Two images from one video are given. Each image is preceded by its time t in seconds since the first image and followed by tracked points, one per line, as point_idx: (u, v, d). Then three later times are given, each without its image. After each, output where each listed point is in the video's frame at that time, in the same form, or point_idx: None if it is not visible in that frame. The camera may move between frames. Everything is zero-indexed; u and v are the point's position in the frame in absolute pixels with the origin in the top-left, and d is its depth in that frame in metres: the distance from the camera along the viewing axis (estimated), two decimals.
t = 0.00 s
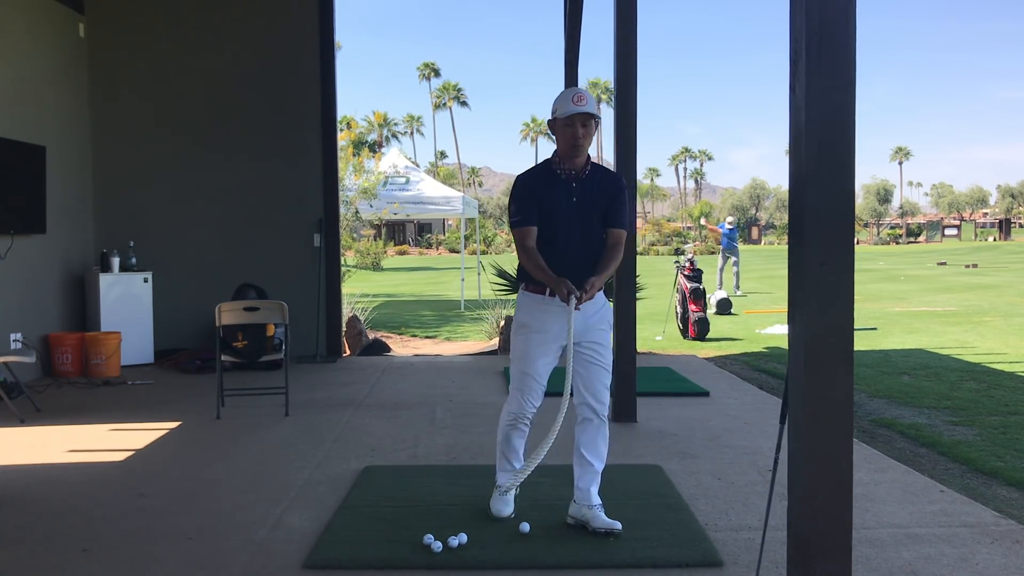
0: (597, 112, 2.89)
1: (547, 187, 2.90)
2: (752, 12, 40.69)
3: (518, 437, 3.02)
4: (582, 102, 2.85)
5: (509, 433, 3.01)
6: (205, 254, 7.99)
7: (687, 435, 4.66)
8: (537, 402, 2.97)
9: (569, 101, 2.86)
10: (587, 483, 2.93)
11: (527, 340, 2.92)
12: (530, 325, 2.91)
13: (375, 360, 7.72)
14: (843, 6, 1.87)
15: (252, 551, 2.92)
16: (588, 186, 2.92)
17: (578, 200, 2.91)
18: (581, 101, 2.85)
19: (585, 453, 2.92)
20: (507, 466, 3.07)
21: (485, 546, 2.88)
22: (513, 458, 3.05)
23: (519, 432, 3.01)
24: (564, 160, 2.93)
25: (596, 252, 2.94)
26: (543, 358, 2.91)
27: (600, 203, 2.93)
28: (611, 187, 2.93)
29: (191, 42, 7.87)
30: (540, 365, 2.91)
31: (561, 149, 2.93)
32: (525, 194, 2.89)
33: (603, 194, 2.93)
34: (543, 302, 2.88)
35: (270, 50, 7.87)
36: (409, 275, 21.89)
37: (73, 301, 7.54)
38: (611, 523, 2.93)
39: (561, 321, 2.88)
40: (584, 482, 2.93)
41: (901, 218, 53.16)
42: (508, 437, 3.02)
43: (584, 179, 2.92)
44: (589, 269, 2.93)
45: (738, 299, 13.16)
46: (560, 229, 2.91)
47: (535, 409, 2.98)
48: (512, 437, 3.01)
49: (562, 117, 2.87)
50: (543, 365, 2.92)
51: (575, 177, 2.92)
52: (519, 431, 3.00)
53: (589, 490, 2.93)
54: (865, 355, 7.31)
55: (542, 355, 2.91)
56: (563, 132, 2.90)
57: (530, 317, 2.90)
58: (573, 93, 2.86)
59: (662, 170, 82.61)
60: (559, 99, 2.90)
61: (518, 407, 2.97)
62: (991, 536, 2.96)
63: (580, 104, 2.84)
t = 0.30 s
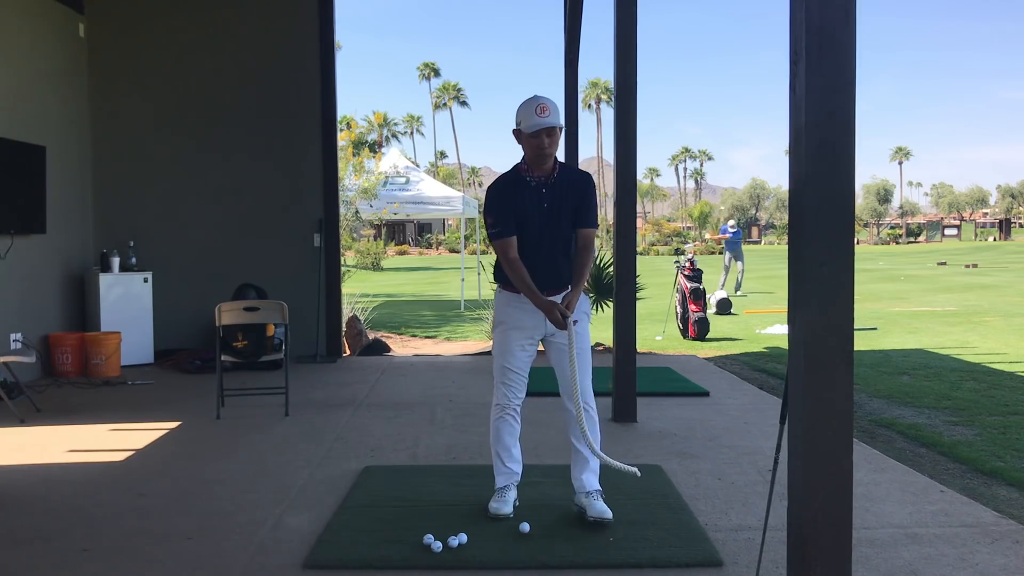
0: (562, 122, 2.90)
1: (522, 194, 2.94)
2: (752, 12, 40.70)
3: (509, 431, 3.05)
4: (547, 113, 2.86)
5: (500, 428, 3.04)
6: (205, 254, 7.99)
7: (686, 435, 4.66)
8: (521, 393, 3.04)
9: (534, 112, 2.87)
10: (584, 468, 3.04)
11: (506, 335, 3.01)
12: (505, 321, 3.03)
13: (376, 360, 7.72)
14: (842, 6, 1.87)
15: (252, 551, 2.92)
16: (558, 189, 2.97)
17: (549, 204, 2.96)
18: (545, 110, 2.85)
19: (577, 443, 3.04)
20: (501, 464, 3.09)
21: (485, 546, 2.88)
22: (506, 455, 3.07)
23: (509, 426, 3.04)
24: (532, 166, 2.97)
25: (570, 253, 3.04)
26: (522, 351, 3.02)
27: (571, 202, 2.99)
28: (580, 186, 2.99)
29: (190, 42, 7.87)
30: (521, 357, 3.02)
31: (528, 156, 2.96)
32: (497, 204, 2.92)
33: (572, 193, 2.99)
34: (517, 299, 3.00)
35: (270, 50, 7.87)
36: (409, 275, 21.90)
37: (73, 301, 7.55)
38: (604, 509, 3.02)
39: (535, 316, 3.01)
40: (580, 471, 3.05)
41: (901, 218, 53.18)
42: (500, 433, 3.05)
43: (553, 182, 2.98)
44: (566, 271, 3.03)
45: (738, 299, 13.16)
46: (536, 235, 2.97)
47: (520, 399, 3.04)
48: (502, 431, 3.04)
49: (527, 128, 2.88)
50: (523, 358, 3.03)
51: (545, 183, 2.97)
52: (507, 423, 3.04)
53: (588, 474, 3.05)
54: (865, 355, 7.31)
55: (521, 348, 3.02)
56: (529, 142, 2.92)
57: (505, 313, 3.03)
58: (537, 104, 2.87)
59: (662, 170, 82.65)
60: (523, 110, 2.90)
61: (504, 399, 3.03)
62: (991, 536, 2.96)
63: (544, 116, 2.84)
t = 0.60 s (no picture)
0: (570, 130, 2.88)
1: (535, 201, 2.92)
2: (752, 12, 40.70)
3: (513, 431, 3.05)
4: (553, 122, 2.85)
5: (504, 427, 3.05)
6: (205, 254, 7.99)
7: (686, 435, 4.66)
8: (526, 392, 3.05)
9: (540, 122, 2.86)
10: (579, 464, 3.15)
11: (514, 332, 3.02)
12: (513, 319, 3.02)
13: (375, 360, 7.72)
14: (842, 6, 1.87)
15: (252, 551, 2.92)
16: (568, 193, 2.97)
17: (559, 210, 2.96)
18: (550, 120, 2.84)
19: (571, 444, 3.12)
20: (503, 464, 3.09)
21: (484, 545, 2.88)
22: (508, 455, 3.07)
23: (513, 426, 3.05)
24: (542, 172, 2.96)
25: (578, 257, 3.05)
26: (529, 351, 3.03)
27: (581, 206, 3.00)
28: (589, 189, 3.00)
29: (191, 43, 7.87)
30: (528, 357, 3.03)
31: (537, 162, 2.94)
32: (510, 211, 2.89)
33: (582, 197, 2.99)
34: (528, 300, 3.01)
35: (271, 51, 7.87)
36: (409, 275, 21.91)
37: (73, 301, 7.55)
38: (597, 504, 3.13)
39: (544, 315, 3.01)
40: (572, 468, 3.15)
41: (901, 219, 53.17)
42: (503, 432, 3.05)
43: (563, 186, 2.98)
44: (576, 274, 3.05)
45: (738, 299, 13.15)
46: (548, 240, 2.97)
47: (525, 398, 3.05)
48: (505, 431, 3.05)
49: (534, 137, 2.88)
50: (529, 357, 3.04)
51: (555, 188, 2.97)
52: (511, 423, 3.05)
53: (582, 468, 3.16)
54: (865, 355, 7.31)
55: (528, 347, 3.04)
56: (536, 150, 2.91)
57: (514, 311, 3.03)
58: (542, 113, 2.87)
59: (662, 170, 82.70)
60: (530, 119, 2.91)
61: (510, 397, 3.03)
62: (991, 536, 2.96)
63: (549, 125, 2.83)
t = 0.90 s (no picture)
0: (570, 133, 2.86)
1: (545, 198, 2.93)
2: (752, 12, 40.68)
3: (518, 429, 3.05)
4: (553, 122, 2.87)
5: (508, 424, 3.05)
6: (205, 254, 7.99)
7: (686, 434, 4.66)
8: (534, 391, 3.05)
9: (543, 120, 2.89)
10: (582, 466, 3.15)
11: (524, 329, 3.04)
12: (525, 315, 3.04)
13: (375, 360, 7.72)
14: (842, 6, 1.87)
15: (252, 551, 2.92)
16: (582, 192, 2.95)
17: (572, 208, 2.94)
18: (552, 119, 2.86)
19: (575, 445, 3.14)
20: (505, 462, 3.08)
21: (485, 545, 2.88)
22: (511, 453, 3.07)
23: (518, 424, 3.05)
24: (554, 171, 2.94)
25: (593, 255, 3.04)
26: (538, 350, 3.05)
27: (595, 204, 2.98)
28: (603, 188, 2.99)
29: (191, 42, 7.87)
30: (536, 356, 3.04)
31: (547, 162, 2.94)
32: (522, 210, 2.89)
33: (597, 195, 2.98)
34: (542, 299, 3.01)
35: (271, 51, 7.87)
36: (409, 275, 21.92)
37: (73, 301, 7.55)
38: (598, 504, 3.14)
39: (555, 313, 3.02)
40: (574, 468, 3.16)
41: (901, 219, 53.16)
42: (508, 429, 3.05)
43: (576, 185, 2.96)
44: (591, 272, 3.04)
45: (738, 299, 13.15)
46: (561, 239, 2.96)
47: (532, 397, 3.05)
48: (510, 429, 3.05)
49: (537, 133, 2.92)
50: (539, 354, 3.05)
51: (568, 186, 2.95)
52: (516, 422, 3.04)
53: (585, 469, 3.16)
54: (865, 355, 7.31)
55: (538, 343, 3.05)
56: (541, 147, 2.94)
57: (526, 307, 3.04)
58: (547, 112, 2.90)
59: (662, 170, 82.80)
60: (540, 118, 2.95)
61: (517, 395, 3.04)
62: (991, 536, 2.96)
63: (549, 123, 2.85)
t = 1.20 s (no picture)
0: (555, 133, 2.91)
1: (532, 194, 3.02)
2: (751, 12, 40.68)
3: (512, 428, 3.09)
4: (539, 120, 2.93)
5: (501, 424, 3.09)
6: (204, 254, 7.99)
7: (686, 435, 4.66)
8: (527, 390, 3.09)
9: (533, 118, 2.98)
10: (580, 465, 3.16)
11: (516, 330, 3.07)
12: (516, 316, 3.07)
13: (375, 360, 7.73)
14: (843, 7, 1.87)
15: (252, 551, 2.92)
16: (576, 190, 2.97)
17: (561, 207, 2.96)
18: (538, 117, 2.94)
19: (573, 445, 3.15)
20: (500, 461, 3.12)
21: (485, 545, 2.88)
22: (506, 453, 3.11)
23: (512, 423, 3.09)
24: (549, 171, 3.00)
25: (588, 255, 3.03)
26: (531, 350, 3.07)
27: (589, 203, 2.98)
28: (598, 186, 2.99)
29: (191, 42, 7.87)
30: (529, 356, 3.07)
31: (541, 161, 3.00)
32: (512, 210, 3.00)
33: (591, 193, 2.98)
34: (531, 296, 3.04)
35: (271, 51, 7.87)
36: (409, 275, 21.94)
37: (73, 301, 7.55)
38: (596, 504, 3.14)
39: (546, 313, 3.03)
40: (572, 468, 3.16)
41: (901, 219, 53.18)
42: (502, 428, 3.10)
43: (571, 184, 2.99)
44: (584, 272, 3.03)
45: (738, 299, 13.15)
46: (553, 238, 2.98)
47: (525, 396, 3.09)
48: (504, 428, 3.09)
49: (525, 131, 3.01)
50: (533, 353, 3.07)
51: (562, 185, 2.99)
52: (510, 421, 3.08)
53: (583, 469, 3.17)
54: (865, 355, 7.31)
55: (531, 343, 3.07)
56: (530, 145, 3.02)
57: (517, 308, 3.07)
58: (537, 110, 2.97)
59: (661, 169, 82.79)
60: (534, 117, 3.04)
61: (510, 394, 3.08)
62: (991, 536, 2.96)
63: (535, 122, 2.93)
